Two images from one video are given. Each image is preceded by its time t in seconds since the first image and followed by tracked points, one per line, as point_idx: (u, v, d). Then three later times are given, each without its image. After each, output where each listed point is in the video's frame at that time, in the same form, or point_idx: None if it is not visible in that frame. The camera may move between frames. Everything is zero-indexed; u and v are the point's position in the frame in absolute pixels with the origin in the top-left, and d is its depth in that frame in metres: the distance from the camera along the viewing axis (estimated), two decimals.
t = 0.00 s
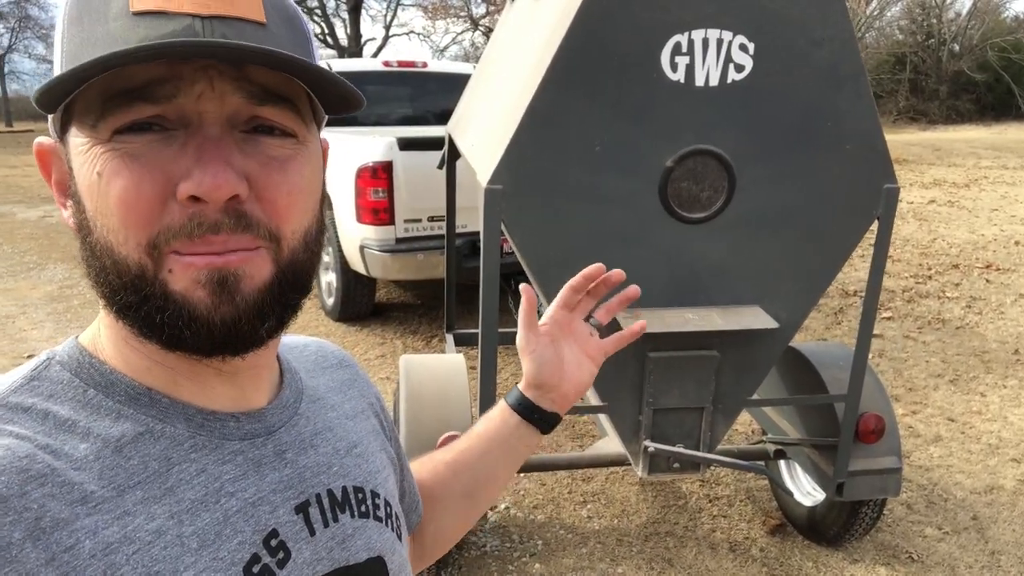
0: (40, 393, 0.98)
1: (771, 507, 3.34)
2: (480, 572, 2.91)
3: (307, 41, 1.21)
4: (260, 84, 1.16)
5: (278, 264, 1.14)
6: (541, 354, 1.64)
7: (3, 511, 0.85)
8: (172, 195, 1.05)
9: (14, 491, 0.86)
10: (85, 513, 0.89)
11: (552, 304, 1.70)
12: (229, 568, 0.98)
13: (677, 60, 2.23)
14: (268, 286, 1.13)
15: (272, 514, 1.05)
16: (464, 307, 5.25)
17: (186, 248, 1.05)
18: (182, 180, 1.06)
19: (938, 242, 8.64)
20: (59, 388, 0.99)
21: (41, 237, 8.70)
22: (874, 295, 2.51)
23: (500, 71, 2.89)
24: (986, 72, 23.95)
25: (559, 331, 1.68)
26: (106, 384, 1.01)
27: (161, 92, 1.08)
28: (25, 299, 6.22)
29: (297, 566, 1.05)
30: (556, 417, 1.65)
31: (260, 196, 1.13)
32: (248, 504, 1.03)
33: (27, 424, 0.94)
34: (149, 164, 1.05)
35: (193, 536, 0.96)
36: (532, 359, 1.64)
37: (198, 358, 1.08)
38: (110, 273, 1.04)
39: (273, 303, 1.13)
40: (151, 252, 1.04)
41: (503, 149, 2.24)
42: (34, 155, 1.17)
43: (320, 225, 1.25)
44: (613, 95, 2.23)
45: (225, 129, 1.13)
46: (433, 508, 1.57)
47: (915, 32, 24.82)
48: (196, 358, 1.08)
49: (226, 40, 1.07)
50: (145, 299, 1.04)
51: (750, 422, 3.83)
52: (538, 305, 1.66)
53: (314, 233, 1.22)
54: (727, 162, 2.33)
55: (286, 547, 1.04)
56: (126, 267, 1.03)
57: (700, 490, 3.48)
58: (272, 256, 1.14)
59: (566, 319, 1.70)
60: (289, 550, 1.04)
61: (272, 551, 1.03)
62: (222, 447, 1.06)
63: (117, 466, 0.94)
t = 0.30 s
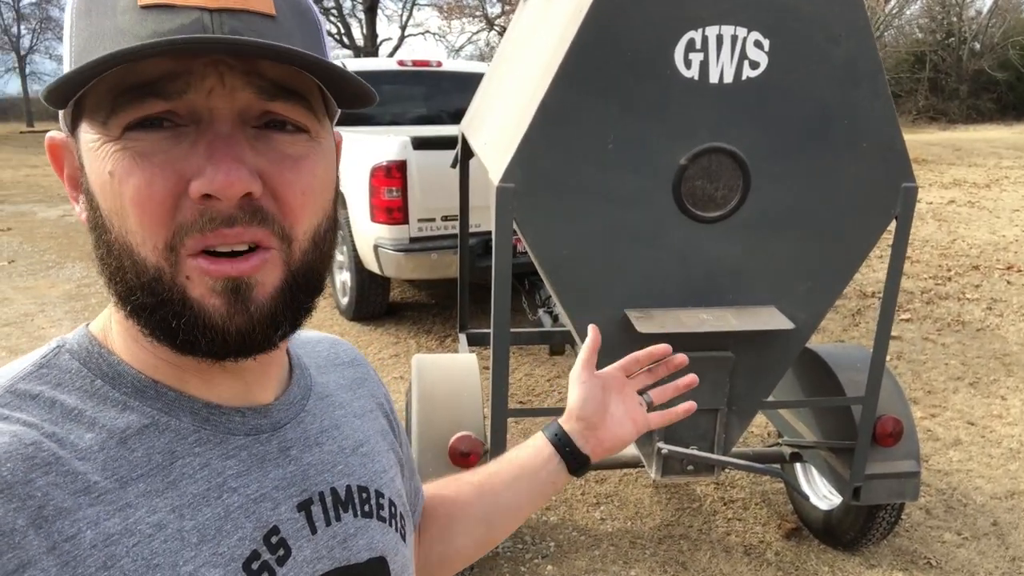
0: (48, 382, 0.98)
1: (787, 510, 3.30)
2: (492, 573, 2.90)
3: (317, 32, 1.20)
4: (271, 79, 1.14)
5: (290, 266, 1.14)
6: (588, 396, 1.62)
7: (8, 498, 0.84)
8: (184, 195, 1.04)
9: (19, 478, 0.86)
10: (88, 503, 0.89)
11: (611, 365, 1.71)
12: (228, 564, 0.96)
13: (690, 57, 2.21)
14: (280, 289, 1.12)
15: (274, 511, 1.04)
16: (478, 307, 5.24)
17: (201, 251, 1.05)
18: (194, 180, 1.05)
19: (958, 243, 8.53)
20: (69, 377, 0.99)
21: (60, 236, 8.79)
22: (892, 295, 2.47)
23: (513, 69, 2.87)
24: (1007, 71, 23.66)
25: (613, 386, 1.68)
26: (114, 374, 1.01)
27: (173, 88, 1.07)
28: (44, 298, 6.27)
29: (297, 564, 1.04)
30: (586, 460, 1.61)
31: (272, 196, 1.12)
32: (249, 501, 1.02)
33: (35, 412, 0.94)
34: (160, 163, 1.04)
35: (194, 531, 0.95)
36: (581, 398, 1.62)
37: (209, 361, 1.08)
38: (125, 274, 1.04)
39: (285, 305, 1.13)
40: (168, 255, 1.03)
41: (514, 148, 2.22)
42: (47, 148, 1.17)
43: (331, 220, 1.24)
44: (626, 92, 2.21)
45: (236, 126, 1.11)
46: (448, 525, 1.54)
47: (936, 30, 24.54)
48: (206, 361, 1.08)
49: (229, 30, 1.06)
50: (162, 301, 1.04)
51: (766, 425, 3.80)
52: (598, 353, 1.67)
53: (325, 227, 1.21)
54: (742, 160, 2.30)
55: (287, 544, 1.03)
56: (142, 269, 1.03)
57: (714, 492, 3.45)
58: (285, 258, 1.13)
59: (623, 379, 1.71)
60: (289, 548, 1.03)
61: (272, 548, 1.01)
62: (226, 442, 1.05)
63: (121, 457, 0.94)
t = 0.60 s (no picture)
0: (64, 378, 0.98)
1: (803, 514, 3.27)
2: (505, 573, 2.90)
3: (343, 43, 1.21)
4: (302, 86, 1.15)
5: (307, 265, 1.15)
6: (613, 407, 1.60)
7: (24, 491, 0.85)
8: (208, 192, 1.05)
9: (36, 472, 0.87)
10: (101, 498, 0.89)
11: (636, 373, 1.69)
12: (236, 562, 0.97)
13: (707, 56, 2.19)
14: (296, 288, 1.13)
15: (282, 510, 1.04)
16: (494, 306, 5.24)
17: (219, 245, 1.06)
18: (219, 177, 1.06)
19: (981, 244, 8.41)
20: (85, 373, 1.00)
21: (82, 233, 8.90)
22: (911, 298, 2.44)
23: (529, 68, 2.87)
24: None
25: (639, 395, 1.66)
26: (128, 371, 1.01)
27: (206, 89, 1.08)
28: (66, 294, 6.35)
29: (305, 563, 1.04)
30: (612, 471, 1.60)
31: (294, 198, 1.13)
32: (258, 499, 1.02)
33: (52, 407, 0.94)
34: (187, 159, 1.05)
35: (203, 527, 0.96)
36: (606, 409, 1.61)
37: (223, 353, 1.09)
38: (140, 263, 1.05)
39: (301, 304, 1.14)
40: (185, 247, 1.04)
41: (529, 147, 2.22)
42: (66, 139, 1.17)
43: (348, 223, 1.25)
44: (642, 91, 2.20)
45: (265, 129, 1.12)
46: (467, 531, 1.54)
47: (961, 29, 24.22)
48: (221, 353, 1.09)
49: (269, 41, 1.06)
50: (176, 292, 1.05)
51: (783, 428, 3.76)
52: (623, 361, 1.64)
53: (343, 232, 1.23)
54: (759, 160, 2.28)
55: (294, 543, 1.03)
56: (159, 259, 1.04)
57: (729, 495, 3.42)
58: (301, 258, 1.14)
59: (651, 387, 1.69)
60: (297, 547, 1.03)
61: (280, 547, 1.02)
62: (237, 441, 1.05)
63: (134, 454, 0.94)
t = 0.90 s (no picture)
0: (69, 378, 0.98)
1: (821, 519, 3.24)
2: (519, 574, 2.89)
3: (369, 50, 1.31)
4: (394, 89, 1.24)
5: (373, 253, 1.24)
6: (616, 404, 1.59)
7: (32, 496, 0.85)
8: (336, 185, 1.10)
9: (42, 476, 0.86)
10: (111, 500, 0.90)
11: (640, 371, 1.68)
12: (249, 560, 0.97)
13: (726, 55, 2.17)
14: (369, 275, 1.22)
15: (294, 506, 1.04)
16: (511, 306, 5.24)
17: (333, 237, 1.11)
18: (349, 173, 1.11)
19: (1007, 247, 8.28)
20: (89, 372, 0.99)
21: (106, 231, 9.02)
22: (932, 301, 2.40)
23: (547, 67, 2.86)
24: None
25: (643, 394, 1.64)
26: (136, 371, 1.01)
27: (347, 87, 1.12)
28: (88, 291, 6.44)
29: (317, 559, 1.04)
30: (612, 469, 1.59)
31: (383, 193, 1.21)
32: (269, 496, 1.02)
33: (58, 409, 0.94)
34: (324, 154, 1.09)
35: (214, 526, 0.96)
36: (609, 406, 1.60)
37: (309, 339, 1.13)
38: (248, 253, 1.04)
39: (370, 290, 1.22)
40: (305, 238, 1.07)
41: (545, 146, 2.21)
42: (91, 113, 1.02)
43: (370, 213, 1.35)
44: (660, 90, 2.18)
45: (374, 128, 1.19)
46: (468, 527, 1.52)
47: (988, 29, 23.87)
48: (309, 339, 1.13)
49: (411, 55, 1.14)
50: (289, 282, 1.07)
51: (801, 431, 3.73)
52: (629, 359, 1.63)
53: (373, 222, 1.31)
54: (779, 161, 2.26)
55: (306, 540, 1.04)
56: (281, 248, 1.05)
57: (747, 498, 3.39)
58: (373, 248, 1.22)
59: (655, 385, 1.67)
60: (309, 543, 1.04)
61: (292, 543, 1.02)
62: (246, 438, 1.05)
63: (143, 454, 0.95)
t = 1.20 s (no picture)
0: (50, 373, 0.97)
1: (839, 521, 3.20)
2: (532, 573, 2.88)
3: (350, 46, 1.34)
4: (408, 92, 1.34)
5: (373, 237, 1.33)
6: (593, 385, 1.58)
7: (17, 492, 0.83)
8: (380, 176, 1.19)
9: (26, 472, 0.85)
10: (99, 493, 0.89)
11: (615, 355, 1.67)
12: (240, 549, 0.97)
13: (742, 51, 2.15)
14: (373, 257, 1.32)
15: (283, 494, 1.05)
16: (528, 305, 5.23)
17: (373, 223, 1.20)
18: (392, 165, 1.21)
19: None
20: (71, 365, 0.98)
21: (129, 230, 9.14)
22: (952, 301, 2.37)
23: (561, 65, 2.86)
24: None
25: (619, 377, 1.63)
26: (120, 363, 1.00)
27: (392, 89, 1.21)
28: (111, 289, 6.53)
29: (308, 546, 1.05)
30: (590, 453, 1.57)
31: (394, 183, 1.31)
32: (258, 485, 1.02)
33: (41, 404, 0.93)
34: (376, 149, 1.18)
35: (205, 517, 0.96)
36: (586, 387, 1.58)
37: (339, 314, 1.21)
38: (312, 235, 1.10)
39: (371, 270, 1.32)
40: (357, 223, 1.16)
41: (558, 144, 2.20)
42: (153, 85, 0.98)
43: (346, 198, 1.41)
44: (674, 87, 2.16)
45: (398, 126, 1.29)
46: (446, 512, 1.51)
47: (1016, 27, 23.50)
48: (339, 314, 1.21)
49: (446, 70, 1.25)
50: (343, 262, 1.14)
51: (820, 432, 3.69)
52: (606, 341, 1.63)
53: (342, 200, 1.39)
54: (795, 158, 2.23)
55: (297, 527, 1.04)
56: (342, 232, 1.13)
57: (763, 499, 3.36)
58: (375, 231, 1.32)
59: (630, 368, 1.66)
60: (299, 531, 1.04)
61: (283, 531, 1.02)
62: (233, 428, 1.05)
63: (130, 446, 0.94)
